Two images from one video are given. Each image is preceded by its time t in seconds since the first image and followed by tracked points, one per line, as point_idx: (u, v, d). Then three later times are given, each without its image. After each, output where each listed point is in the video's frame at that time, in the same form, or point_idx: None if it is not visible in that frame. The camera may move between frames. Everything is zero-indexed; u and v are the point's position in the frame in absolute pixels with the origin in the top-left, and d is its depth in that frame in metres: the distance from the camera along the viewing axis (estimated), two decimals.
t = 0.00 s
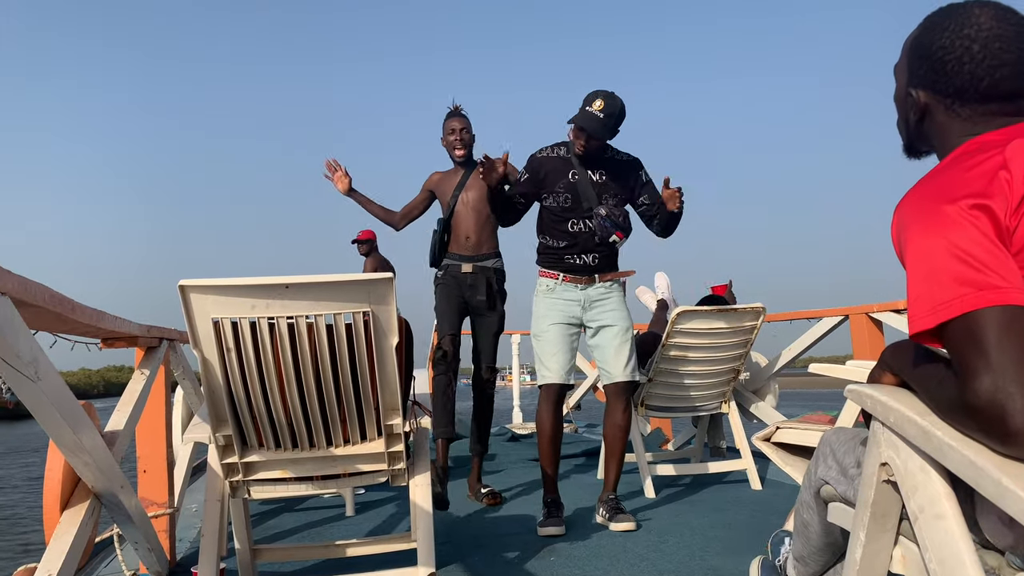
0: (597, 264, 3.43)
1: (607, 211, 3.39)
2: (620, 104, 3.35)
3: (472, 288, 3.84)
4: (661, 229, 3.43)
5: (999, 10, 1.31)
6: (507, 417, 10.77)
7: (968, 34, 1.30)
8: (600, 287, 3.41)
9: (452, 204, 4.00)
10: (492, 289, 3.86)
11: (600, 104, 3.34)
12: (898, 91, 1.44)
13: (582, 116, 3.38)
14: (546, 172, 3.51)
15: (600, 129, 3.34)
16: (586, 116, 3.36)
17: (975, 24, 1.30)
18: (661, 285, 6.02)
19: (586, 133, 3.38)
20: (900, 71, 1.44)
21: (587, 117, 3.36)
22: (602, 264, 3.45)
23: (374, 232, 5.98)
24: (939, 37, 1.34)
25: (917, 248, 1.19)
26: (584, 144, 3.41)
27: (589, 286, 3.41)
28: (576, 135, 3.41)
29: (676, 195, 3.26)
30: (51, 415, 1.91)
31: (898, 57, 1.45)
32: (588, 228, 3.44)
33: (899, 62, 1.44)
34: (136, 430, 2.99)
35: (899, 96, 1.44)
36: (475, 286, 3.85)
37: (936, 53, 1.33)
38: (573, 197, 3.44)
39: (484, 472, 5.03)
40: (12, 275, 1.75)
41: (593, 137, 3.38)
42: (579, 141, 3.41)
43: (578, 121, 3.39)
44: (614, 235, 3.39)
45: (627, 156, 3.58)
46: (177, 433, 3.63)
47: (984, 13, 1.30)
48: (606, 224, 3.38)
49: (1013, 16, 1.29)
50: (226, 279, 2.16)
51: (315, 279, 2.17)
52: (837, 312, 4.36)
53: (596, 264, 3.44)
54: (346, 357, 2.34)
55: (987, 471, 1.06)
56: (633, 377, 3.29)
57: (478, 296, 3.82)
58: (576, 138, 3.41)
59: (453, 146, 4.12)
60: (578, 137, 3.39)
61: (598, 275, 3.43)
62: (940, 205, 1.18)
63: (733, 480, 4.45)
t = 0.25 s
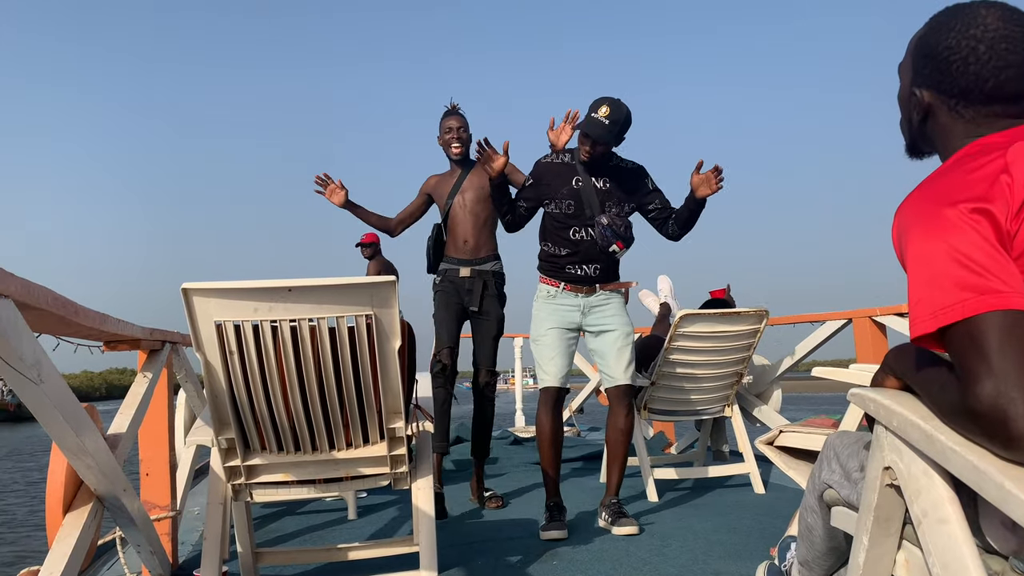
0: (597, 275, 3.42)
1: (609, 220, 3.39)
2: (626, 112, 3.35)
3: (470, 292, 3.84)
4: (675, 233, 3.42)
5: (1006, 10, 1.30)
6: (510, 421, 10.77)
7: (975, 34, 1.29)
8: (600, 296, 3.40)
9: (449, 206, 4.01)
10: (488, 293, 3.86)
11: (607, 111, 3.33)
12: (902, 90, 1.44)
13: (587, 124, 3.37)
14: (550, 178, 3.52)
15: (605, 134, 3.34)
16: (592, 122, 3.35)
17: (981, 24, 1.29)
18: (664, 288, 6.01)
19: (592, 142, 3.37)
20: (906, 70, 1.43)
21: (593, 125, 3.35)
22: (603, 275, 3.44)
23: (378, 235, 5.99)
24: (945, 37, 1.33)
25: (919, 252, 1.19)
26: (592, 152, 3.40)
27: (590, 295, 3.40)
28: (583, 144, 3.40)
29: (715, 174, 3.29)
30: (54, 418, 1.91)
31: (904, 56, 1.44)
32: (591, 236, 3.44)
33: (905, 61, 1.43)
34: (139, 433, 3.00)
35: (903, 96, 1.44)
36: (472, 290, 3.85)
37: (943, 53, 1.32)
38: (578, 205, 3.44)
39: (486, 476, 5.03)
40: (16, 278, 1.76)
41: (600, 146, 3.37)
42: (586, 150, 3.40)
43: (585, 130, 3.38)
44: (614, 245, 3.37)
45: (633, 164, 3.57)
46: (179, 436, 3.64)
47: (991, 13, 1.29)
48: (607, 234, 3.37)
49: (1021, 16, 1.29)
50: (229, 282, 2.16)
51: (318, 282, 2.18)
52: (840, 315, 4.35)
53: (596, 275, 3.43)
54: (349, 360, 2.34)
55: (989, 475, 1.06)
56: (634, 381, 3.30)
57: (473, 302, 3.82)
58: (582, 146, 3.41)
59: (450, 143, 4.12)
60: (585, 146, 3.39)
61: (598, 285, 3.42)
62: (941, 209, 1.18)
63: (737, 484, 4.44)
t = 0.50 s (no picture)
0: (600, 266, 3.43)
1: (614, 218, 3.39)
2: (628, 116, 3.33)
3: (467, 295, 3.84)
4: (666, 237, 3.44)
5: (1005, 13, 1.30)
6: (511, 422, 10.76)
7: (973, 36, 1.29)
8: (604, 290, 3.39)
9: (444, 207, 3.97)
10: (486, 296, 3.86)
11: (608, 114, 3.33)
12: (902, 93, 1.44)
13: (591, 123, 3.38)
14: (553, 174, 3.52)
15: (605, 137, 3.34)
16: (593, 124, 3.36)
17: (980, 26, 1.29)
18: (666, 289, 6.01)
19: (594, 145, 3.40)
20: (905, 73, 1.44)
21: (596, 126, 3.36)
22: (607, 267, 3.45)
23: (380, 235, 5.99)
24: (944, 38, 1.33)
25: (921, 252, 1.19)
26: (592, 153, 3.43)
27: (592, 288, 3.40)
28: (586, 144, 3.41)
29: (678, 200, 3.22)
30: (56, 418, 1.91)
31: (903, 59, 1.44)
32: (592, 233, 3.45)
33: (905, 64, 1.44)
34: (140, 434, 3.00)
35: (903, 99, 1.44)
36: (469, 293, 3.84)
37: (942, 55, 1.33)
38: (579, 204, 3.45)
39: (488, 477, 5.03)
40: (19, 278, 1.76)
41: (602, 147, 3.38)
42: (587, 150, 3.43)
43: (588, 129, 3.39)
44: (618, 241, 3.37)
45: (637, 164, 3.57)
46: (181, 437, 3.64)
47: (990, 16, 1.29)
48: (611, 231, 3.37)
49: (1019, 19, 1.29)
50: (231, 282, 2.16)
51: (320, 282, 2.18)
52: (842, 316, 4.34)
53: (598, 266, 3.44)
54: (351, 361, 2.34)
55: (993, 476, 1.05)
56: (635, 381, 3.29)
57: (473, 305, 3.81)
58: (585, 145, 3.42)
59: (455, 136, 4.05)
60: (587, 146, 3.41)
61: (601, 278, 3.42)
62: (944, 209, 1.18)
63: (739, 485, 4.44)
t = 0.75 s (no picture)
0: (599, 274, 3.41)
1: (612, 222, 3.39)
2: (628, 116, 3.33)
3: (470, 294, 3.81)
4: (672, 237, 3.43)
5: (1000, 14, 1.30)
6: (512, 420, 10.76)
7: (967, 38, 1.29)
8: (602, 297, 3.38)
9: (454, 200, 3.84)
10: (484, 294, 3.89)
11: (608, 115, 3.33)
12: (899, 95, 1.44)
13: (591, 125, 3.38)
14: (554, 177, 3.52)
15: (607, 138, 3.34)
16: (594, 125, 3.36)
17: (975, 28, 1.29)
18: (666, 287, 6.01)
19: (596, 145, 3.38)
20: (901, 75, 1.43)
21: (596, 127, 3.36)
22: (606, 274, 3.43)
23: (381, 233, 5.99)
24: (939, 40, 1.33)
25: (920, 253, 1.19)
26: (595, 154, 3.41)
27: (591, 296, 3.38)
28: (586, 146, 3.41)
29: (695, 182, 3.27)
30: (57, 416, 1.91)
31: (899, 62, 1.44)
32: (592, 237, 3.44)
33: (901, 66, 1.43)
34: (140, 433, 3.00)
35: (899, 101, 1.44)
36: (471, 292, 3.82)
37: (936, 58, 1.33)
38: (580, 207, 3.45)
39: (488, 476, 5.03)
40: (20, 276, 1.76)
41: (603, 148, 3.37)
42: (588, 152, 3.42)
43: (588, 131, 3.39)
44: (617, 246, 3.38)
45: (639, 166, 3.57)
46: (182, 436, 3.64)
47: (985, 17, 1.29)
48: (610, 235, 3.38)
49: (1014, 21, 1.29)
50: (231, 281, 2.16)
51: (319, 281, 2.18)
52: (843, 315, 4.34)
53: (598, 275, 3.42)
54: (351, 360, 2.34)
55: (996, 473, 1.05)
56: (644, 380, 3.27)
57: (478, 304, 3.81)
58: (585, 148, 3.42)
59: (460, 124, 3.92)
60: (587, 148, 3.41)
61: (600, 287, 3.40)
62: (941, 209, 1.18)
63: (740, 484, 4.44)
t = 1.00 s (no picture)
0: (597, 268, 3.42)
1: (611, 218, 3.36)
2: (627, 114, 3.32)
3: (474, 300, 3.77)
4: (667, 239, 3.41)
5: (995, 13, 1.30)
6: (512, 419, 10.77)
7: (963, 37, 1.29)
8: (601, 290, 3.39)
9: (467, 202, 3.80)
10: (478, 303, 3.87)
11: (607, 113, 3.32)
12: (893, 94, 1.44)
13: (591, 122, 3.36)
14: (553, 172, 3.52)
15: (604, 136, 3.33)
16: (592, 123, 3.35)
17: (971, 27, 1.29)
18: (666, 286, 6.01)
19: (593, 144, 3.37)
20: (896, 73, 1.43)
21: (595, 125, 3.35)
22: (604, 268, 3.43)
23: (381, 232, 5.98)
24: (934, 39, 1.33)
25: (916, 252, 1.19)
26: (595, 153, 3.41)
27: (590, 289, 3.40)
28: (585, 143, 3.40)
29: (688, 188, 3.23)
30: (56, 415, 1.91)
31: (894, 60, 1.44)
32: (591, 232, 3.43)
33: (896, 64, 1.43)
34: (140, 432, 2.99)
35: (894, 100, 1.44)
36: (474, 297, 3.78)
37: (931, 57, 1.33)
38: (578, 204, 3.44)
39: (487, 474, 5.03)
40: (19, 274, 1.76)
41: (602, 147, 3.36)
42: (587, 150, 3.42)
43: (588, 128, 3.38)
44: (616, 241, 3.35)
45: (638, 163, 3.56)
46: (181, 434, 3.64)
47: (980, 16, 1.29)
48: (608, 231, 3.34)
49: (1009, 20, 1.29)
50: (230, 279, 2.16)
51: (318, 280, 2.17)
52: (842, 313, 4.34)
53: (596, 268, 3.42)
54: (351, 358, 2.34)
55: (996, 472, 1.05)
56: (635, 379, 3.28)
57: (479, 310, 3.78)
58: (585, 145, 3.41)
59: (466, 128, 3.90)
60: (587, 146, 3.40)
61: (598, 279, 3.41)
62: (936, 208, 1.18)
63: (739, 482, 4.44)
